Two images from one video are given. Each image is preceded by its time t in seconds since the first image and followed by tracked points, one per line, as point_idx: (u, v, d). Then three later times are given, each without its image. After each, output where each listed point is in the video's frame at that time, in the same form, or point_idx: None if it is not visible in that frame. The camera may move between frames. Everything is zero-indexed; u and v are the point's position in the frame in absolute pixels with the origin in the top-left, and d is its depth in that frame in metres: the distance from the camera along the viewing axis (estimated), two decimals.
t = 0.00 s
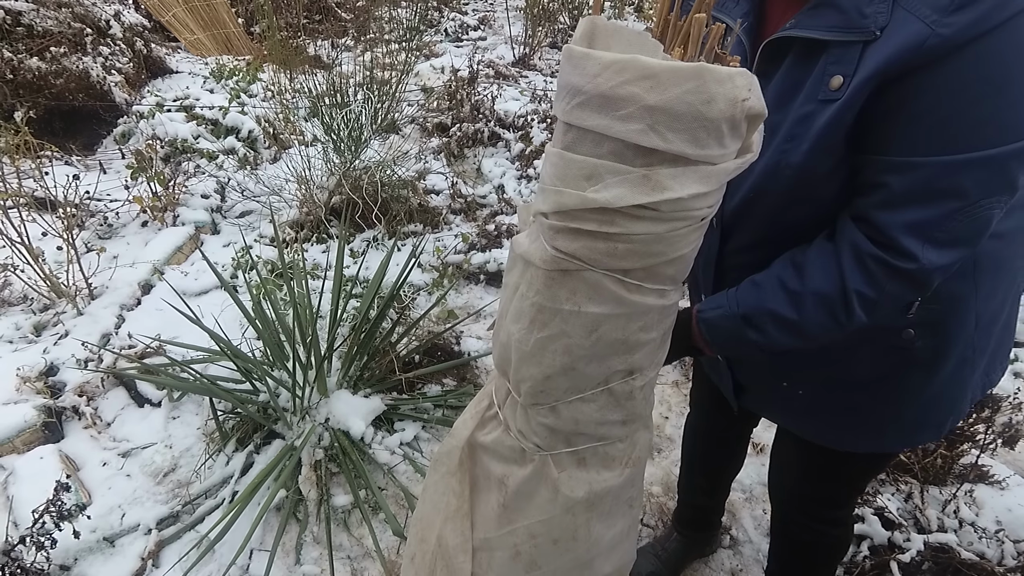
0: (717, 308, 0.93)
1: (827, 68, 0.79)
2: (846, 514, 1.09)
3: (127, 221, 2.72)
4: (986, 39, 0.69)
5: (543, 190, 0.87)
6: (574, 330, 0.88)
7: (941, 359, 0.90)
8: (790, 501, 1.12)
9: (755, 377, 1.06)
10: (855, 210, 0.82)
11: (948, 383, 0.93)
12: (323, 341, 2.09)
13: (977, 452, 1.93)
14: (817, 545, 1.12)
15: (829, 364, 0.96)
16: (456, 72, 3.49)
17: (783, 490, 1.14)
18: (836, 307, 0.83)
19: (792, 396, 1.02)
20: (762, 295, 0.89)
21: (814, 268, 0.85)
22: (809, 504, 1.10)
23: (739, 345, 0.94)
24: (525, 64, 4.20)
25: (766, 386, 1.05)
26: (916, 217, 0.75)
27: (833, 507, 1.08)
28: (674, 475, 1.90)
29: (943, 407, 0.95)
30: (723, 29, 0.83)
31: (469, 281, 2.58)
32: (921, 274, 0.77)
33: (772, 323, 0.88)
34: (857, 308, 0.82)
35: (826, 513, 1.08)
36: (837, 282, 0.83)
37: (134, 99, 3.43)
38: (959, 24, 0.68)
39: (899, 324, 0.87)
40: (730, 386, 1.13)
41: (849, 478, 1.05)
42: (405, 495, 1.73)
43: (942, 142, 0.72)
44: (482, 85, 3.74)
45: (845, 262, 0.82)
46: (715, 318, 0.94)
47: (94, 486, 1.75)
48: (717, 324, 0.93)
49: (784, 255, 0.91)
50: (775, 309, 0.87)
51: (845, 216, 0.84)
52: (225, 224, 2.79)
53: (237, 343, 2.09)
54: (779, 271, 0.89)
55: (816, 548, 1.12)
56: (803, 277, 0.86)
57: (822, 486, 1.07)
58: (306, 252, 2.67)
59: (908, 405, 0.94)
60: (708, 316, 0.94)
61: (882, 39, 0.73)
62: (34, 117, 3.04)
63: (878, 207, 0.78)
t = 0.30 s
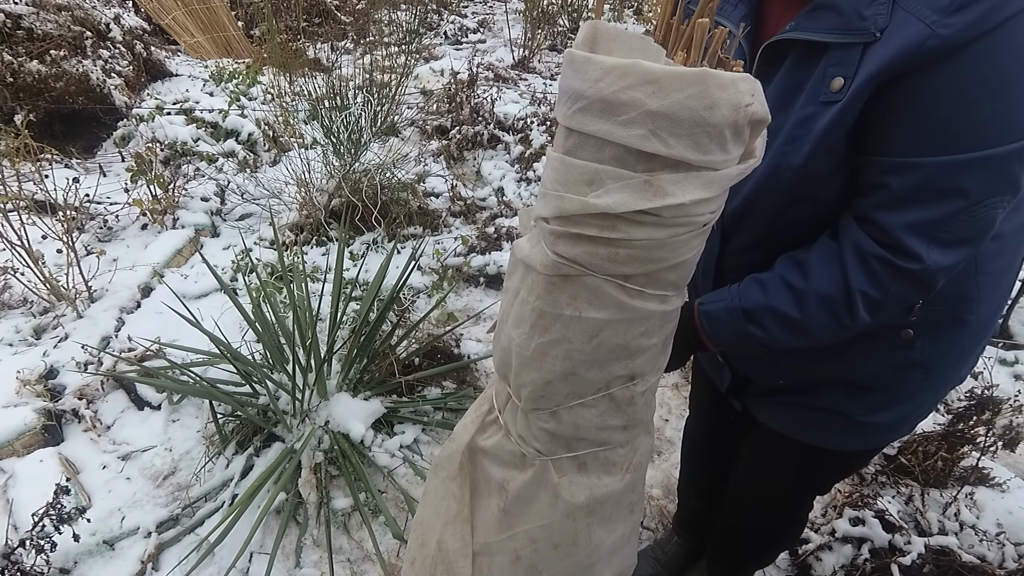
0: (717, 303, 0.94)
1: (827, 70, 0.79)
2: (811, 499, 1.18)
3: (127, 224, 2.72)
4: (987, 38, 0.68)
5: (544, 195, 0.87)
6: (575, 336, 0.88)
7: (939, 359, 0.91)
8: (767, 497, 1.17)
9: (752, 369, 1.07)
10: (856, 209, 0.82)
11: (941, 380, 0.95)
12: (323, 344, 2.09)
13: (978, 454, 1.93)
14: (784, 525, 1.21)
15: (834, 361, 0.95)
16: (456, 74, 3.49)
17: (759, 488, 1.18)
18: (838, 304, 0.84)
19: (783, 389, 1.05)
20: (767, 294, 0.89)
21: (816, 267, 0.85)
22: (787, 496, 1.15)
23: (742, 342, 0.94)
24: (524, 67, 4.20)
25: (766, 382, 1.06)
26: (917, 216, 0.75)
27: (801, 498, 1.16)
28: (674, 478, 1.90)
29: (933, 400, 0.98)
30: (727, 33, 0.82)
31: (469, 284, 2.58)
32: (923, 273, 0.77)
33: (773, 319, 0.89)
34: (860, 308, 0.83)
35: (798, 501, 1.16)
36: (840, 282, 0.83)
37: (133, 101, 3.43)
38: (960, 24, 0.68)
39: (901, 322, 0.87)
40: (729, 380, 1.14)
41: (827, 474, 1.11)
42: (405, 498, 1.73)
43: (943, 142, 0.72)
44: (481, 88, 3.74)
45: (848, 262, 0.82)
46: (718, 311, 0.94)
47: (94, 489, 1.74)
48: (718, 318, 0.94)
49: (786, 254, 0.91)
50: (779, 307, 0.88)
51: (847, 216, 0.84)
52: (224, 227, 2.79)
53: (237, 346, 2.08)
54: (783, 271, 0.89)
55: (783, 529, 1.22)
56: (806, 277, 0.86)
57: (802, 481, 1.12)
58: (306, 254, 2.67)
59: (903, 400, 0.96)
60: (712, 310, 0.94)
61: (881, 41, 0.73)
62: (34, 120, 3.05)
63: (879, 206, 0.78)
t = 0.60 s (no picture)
0: (772, 373, 0.97)
1: (828, 74, 0.78)
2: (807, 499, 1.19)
3: (129, 226, 2.73)
4: (996, 43, 0.66)
5: (546, 197, 0.87)
6: (577, 337, 0.88)
7: (942, 368, 0.89)
8: (762, 496, 1.19)
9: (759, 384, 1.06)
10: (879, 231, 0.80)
11: (954, 385, 0.93)
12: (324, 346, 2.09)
13: (982, 457, 1.92)
14: (784, 526, 1.22)
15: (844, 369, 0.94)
16: (457, 77, 3.50)
17: (753, 487, 1.19)
18: (878, 338, 0.83)
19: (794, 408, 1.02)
20: (813, 350, 0.90)
21: (850, 304, 0.85)
22: (783, 498, 1.16)
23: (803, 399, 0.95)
24: (525, 68, 4.20)
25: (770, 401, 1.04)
26: (957, 241, 0.73)
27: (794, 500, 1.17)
28: (676, 480, 1.89)
29: (947, 404, 0.96)
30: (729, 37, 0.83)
31: (470, 286, 2.59)
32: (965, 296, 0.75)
33: (822, 369, 0.90)
34: (906, 341, 0.81)
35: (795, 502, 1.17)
36: (878, 318, 0.82)
37: (136, 104, 3.45)
38: (964, 27, 0.66)
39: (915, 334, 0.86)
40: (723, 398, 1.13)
41: (825, 475, 1.12)
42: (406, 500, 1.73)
43: (957, 155, 0.70)
44: (482, 90, 3.74)
45: (887, 298, 0.80)
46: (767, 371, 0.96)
47: (98, 491, 1.74)
48: (779, 387, 0.97)
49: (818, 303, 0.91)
50: (823, 356, 0.89)
51: (872, 243, 0.82)
52: (226, 229, 2.79)
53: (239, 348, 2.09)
54: (818, 321, 0.89)
55: (782, 530, 1.22)
56: (842, 318, 0.86)
57: (799, 483, 1.13)
58: (307, 256, 2.67)
59: (910, 408, 0.95)
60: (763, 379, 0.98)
61: (882, 45, 0.73)
62: (37, 123, 3.05)
63: (905, 232, 0.76)
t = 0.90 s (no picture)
0: (736, 326, 0.94)
1: (850, 67, 0.79)
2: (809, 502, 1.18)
3: (131, 227, 2.73)
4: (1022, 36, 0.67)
5: (548, 199, 0.87)
6: (580, 339, 0.88)
7: (955, 380, 0.86)
8: (760, 495, 1.19)
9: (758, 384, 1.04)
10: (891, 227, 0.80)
11: (962, 400, 0.91)
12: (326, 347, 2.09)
13: (984, 458, 1.92)
14: (786, 528, 1.21)
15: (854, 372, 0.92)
16: (458, 78, 3.50)
17: (753, 486, 1.20)
18: (875, 331, 0.82)
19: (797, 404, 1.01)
20: (793, 323, 0.89)
21: (846, 295, 0.84)
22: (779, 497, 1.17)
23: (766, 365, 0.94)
24: (526, 69, 4.21)
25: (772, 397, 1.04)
26: (974, 239, 0.73)
27: (794, 502, 1.17)
28: (677, 482, 1.89)
29: (953, 420, 0.94)
30: (732, 37, 0.82)
31: (471, 287, 2.59)
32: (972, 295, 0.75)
33: (795, 341, 0.89)
34: (898, 331, 0.81)
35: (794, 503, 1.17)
36: (873, 307, 0.82)
37: (138, 105, 3.45)
38: (994, 18, 0.67)
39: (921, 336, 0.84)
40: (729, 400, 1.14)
41: (826, 479, 1.11)
42: (407, 501, 1.73)
43: (981, 150, 0.70)
44: (483, 91, 3.74)
45: (887, 285, 0.80)
46: (735, 337, 0.94)
47: (99, 492, 1.75)
48: (741, 344, 0.94)
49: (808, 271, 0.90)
50: (807, 336, 0.87)
51: (881, 236, 0.82)
52: (228, 230, 2.79)
53: (240, 349, 2.08)
54: (804, 292, 0.88)
55: (783, 531, 1.22)
56: (832, 301, 0.85)
57: (796, 483, 1.13)
58: (308, 258, 2.67)
59: (918, 419, 0.93)
60: (729, 336, 0.94)
61: (908, 37, 0.73)
62: (39, 124, 3.06)
63: (919, 228, 0.76)
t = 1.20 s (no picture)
0: (772, 319, 0.90)
1: (915, 24, 0.75)
2: (805, 508, 1.18)
3: (131, 228, 2.73)
4: None
5: (549, 199, 0.87)
6: (580, 340, 0.88)
7: (977, 383, 0.86)
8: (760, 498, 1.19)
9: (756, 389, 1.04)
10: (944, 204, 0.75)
11: (983, 406, 0.89)
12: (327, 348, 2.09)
13: (985, 459, 1.92)
14: (786, 532, 1.22)
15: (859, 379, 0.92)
16: (458, 78, 3.51)
17: (751, 489, 1.20)
18: (925, 322, 0.76)
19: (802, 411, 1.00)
20: (831, 312, 0.83)
21: (891, 278, 0.78)
22: (775, 501, 1.17)
23: (797, 354, 0.90)
24: (526, 70, 4.21)
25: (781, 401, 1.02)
26: None
27: (793, 506, 1.17)
28: (678, 482, 1.89)
29: (974, 427, 0.92)
30: (733, 37, 0.83)
31: (472, 287, 2.59)
32: None
33: (835, 335, 0.84)
34: (950, 322, 0.74)
35: (791, 508, 1.17)
36: (924, 296, 0.75)
37: (138, 106, 3.46)
38: None
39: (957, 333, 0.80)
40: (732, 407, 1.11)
41: (825, 484, 1.11)
42: (408, 502, 1.73)
43: None
44: (483, 91, 3.75)
45: (943, 271, 0.73)
46: (772, 327, 0.90)
47: (99, 493, 1.75)
48: (776, 335, 0.90)
49: (846, 260, 0.85)
50: (844, 325, 0.82)
51: (935, 216, 0.76)
52: (228, 231, 2.80)
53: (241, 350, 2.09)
54: (845, 280, 0.83)
55: (782, 536, 1.23)
56: (876, 289, 0.79)
57: (796, 488, 1.13)
58: (309, 258, 2.67)
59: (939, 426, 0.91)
60: (765, 326, 0.90)
61: None
62: (39, 125, 3.06)
63: (982, 205, 0.70)
